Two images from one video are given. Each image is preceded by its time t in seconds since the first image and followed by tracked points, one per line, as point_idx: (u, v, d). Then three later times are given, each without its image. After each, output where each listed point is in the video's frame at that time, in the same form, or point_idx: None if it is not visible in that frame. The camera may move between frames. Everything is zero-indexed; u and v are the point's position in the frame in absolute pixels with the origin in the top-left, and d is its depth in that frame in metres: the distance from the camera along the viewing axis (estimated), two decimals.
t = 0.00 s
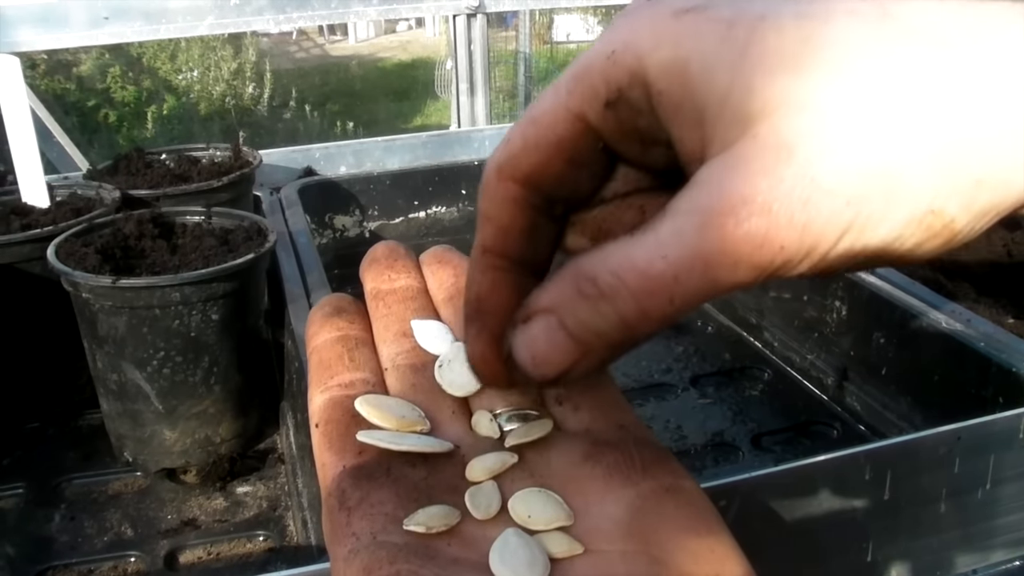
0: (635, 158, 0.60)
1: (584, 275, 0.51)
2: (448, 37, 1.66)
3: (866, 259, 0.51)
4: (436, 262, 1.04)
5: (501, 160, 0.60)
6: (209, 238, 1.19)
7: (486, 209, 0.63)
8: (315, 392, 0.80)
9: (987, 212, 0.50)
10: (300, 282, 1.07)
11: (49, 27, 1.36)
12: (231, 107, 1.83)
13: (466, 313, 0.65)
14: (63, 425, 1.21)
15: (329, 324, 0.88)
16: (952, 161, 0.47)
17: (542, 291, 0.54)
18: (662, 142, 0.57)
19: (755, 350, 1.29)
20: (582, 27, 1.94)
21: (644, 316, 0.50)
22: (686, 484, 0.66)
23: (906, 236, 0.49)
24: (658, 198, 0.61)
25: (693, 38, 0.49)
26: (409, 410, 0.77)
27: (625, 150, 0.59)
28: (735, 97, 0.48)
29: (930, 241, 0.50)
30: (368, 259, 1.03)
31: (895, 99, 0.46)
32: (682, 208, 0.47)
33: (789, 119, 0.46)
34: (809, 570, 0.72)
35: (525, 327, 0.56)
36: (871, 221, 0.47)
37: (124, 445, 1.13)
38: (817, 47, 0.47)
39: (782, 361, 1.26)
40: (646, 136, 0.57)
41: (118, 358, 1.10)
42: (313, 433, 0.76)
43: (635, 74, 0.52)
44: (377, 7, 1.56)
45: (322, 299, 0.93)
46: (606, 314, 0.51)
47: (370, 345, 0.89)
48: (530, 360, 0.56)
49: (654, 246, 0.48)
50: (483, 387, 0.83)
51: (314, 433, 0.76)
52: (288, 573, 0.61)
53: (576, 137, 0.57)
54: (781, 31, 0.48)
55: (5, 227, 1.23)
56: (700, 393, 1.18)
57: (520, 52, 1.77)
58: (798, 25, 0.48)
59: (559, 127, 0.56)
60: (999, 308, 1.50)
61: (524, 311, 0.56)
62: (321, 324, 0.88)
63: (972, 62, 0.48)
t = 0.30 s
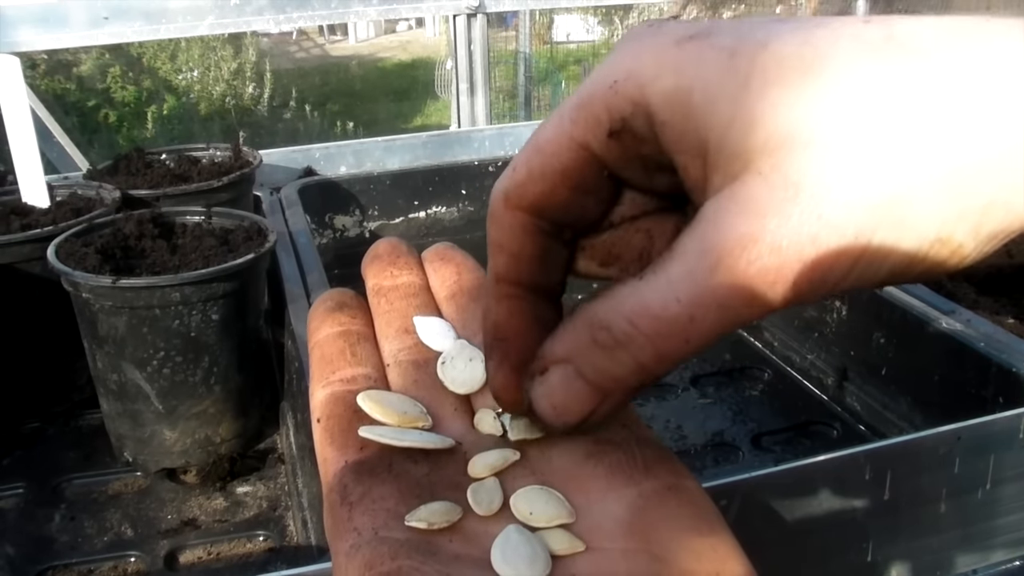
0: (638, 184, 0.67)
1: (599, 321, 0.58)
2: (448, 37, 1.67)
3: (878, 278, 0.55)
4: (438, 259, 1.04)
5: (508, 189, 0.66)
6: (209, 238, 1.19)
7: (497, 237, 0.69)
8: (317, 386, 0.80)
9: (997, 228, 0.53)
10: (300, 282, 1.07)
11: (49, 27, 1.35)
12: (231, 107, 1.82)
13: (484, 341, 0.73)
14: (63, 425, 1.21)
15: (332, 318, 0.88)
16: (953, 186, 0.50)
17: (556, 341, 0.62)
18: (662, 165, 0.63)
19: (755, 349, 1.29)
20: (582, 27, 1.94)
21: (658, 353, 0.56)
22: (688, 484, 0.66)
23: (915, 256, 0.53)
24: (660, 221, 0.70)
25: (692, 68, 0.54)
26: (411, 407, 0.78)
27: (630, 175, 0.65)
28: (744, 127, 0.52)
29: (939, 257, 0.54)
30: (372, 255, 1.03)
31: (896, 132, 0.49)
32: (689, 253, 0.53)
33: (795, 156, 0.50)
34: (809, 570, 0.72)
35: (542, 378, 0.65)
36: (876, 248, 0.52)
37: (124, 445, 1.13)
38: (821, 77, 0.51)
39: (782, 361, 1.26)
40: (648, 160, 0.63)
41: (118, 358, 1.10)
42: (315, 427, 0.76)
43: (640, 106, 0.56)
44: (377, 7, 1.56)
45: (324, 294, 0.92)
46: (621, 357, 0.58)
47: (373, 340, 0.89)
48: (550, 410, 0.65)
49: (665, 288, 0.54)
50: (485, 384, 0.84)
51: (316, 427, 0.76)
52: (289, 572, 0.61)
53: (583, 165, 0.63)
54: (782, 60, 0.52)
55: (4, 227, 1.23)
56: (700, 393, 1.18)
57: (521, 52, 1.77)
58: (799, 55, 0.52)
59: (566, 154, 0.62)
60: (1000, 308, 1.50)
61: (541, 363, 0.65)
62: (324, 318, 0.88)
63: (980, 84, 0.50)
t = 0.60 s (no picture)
0: (625, 210, 0.68)
1: (594, 350, 0.59)
2: (448, 37, 1.67)
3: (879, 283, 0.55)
4: (440, 258, 1.04)
5: (498, 214, 0.68)
6: (209, 238, 1.19)
7: (491, 261, 0.71)
8: (317, 386, 0.80)
9: (991, 224, 0.54)
10: (300, 282, 1.08)
11: (49, 27, 1.35)
12: (231, 107, 1.82)
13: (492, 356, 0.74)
14: (63, 425, 1.21)
15: (333, 318, 0.87)
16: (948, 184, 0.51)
17: (557, 368, 0.63)
18: (647, 190, 0.65)
19: (755, 349, 1.29)
20: (582, 27, 1.93)
21: (658, 380, 0.56)
22: (688, 484, 0.66)
23: (914, 257, 0.53)
24: (651, 246, 0.71)
25: (673, 89, 0.54)
26: (412, 406, 0.78)
27: (616, 200, 0.66)
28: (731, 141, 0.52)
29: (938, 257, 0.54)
30: (373, 253, 1.03)
31: (886, 132, 0.50)
32: (688, 268, 0.53)
33: (790, 161, 0.51)
34: (809, 570, 0.72)
35: (545, 404, 0.65)
36: (880, 248, 0.52)
37: (125, 444, 1.13)
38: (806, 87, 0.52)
39: (782, 361, 1.26)
40: (631, 184, 0.64)
41: (118, 358, 1.10)
42: (315, 426, 0.76)
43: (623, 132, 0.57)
44: (377, 7, 1.56)
45: (326, 293, 0.92)
46: (618, 387, 0.58)
47: (374, 339, 0.89)
48: (554, 435, 0.66)
49: (666, 309, 0.54)
50: (486, 384, 0.84)
51: (316, 426, 0.76)
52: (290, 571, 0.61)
53: (567, 191, 0.64)
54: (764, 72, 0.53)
55: (5, 227, 1.23)
56: (700, 393, 1.18)
57: (520, 52, 1.77)
58: (782, 68, 0.53)
59: (550, 180, 0.63)
60: (999, 308, 1.50)
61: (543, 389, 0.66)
62: (325, 317, 0.87)
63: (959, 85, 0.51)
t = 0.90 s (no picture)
0: (620, 209, 0.69)
1: (578, 327, 0.56)
2: (448, 37, 1.68)
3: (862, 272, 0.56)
4: (434, 258, 1.05)
5: (497, 220, 0.70)
6: (209, 238, 1.19)
7: (488, 265, 0.74)
8: (311, 384, 0.80)
9: (976, 215, 0.54)
10: (300, 282, 1.08)
11: (49, 27, 1.35)
12: (231, 107, 1.82)
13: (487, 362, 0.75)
14: (63, 426, 1.21)
15: (326, 316, 0.88)
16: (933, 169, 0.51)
17: (543, 352, 0.59)
18: (640, 188, 0.65)
19: (756, 349, 1.29)
20: (582, 27, 1.94)
21: (640, 358, 0.54)
22: (681, 483, 0.67)
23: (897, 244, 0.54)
24: (647, 247, 0.71)
25: (659, 85, 0.55)
26: (405, 404, 0.78)
27: (609, 198, 0.67)
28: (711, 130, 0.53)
29: (920, 250, 0.55)
30: (367, 252, 1.03)
31: (866, 118, 0.51)
32: (671, 245, 0.52)
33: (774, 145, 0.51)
34: (809, 570, 0.72)
35: (530, 390, 0.61)
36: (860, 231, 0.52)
37: (125, 444, 1.13)
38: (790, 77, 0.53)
39: (782, 361, 1.26)
40: (624, 182, 0.64)
41: (118, 358, 1.10)
42: (308, 424, 0.76)
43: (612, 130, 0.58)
44: (377, 7, 1.56)
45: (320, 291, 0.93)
46: (599, 366, 0.55)
47: (367, 337, 0.89)
48: (539, 422, 0.61)
49: (648, 284, 0.53)
50: (478, 384, 0.84)
51: (310, 424, 0.76)
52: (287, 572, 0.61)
53: (561, 188, 0.66)
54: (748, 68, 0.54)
55: (5, 227, 1.23)
56: (700, 393, 1.18)
57: (520, 52, 1.76)
58: (765, 63, 0.54)
59: (542, 178, 0.65)
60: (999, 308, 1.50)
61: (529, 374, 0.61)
62: (318, 315, 0.88)
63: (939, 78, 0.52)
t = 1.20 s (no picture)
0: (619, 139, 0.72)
1: (556, 233, 0.60)
2: (448, 37, 1.66)
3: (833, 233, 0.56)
4: (438, 251, 1.04)
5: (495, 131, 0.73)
6: (209, 238, 1.19)
7: (482, 175, 0.76)
8: (316, 377, 0.81)
9: (959, 192, 0.54)
10: (300, 282, 1.08)
11: (49, 27, 1.35)
12: (231, 106, 1.81)
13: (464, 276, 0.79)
14: (62, 426, 1.21)
15: (332, 309, 0.88)
16: (924, 142, 0.50)
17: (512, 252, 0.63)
18: (641, 122, 0.68)
19: (756, 349, 1.28)
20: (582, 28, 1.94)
21: (604, 271, 0.58)
22: (685, 477, 0.66)
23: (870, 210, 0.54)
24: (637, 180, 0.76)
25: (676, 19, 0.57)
26: (410, 399, 0.78)
27: (611, 126, 0.70)
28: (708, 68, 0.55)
29: (897, 217, 0.54)
30: (371, 245, 1.03)
31: (873, 84, 0.50)
32: (649, 176, 0.55)
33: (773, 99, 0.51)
34: (809, 570, 0.72)
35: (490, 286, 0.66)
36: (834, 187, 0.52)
37: (125, 445, 1.13)
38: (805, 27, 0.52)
39: (782, 361, 1.25)
40: (628, 113, 0.67)
41: (118, 358, 1.10)
42: (313, 418, 0.76)
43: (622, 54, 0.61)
44: (377, 7, 1.56)
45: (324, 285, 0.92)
46: (567, 272, 0.59)
47: (372, 331, 0.89)
48: (493, 319, 0.66)
49: (621, 206, 0.56)
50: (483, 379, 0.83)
51: (315, 419, 0.76)
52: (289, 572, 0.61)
53: (567, 116, 0.69)
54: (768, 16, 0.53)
55: (4, 227, 1.23)
56: (700, 393, 1.18)
57: (520, 52, 1.78)
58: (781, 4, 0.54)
59: (550, 100, 0.68)
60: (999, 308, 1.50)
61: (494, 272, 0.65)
62: (323, 309, 0.88)
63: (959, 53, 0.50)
